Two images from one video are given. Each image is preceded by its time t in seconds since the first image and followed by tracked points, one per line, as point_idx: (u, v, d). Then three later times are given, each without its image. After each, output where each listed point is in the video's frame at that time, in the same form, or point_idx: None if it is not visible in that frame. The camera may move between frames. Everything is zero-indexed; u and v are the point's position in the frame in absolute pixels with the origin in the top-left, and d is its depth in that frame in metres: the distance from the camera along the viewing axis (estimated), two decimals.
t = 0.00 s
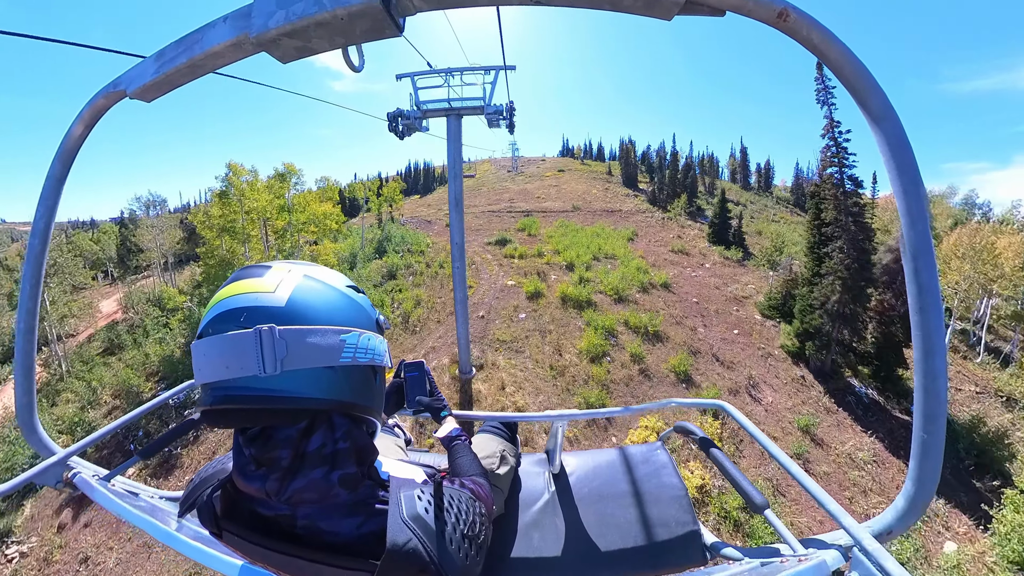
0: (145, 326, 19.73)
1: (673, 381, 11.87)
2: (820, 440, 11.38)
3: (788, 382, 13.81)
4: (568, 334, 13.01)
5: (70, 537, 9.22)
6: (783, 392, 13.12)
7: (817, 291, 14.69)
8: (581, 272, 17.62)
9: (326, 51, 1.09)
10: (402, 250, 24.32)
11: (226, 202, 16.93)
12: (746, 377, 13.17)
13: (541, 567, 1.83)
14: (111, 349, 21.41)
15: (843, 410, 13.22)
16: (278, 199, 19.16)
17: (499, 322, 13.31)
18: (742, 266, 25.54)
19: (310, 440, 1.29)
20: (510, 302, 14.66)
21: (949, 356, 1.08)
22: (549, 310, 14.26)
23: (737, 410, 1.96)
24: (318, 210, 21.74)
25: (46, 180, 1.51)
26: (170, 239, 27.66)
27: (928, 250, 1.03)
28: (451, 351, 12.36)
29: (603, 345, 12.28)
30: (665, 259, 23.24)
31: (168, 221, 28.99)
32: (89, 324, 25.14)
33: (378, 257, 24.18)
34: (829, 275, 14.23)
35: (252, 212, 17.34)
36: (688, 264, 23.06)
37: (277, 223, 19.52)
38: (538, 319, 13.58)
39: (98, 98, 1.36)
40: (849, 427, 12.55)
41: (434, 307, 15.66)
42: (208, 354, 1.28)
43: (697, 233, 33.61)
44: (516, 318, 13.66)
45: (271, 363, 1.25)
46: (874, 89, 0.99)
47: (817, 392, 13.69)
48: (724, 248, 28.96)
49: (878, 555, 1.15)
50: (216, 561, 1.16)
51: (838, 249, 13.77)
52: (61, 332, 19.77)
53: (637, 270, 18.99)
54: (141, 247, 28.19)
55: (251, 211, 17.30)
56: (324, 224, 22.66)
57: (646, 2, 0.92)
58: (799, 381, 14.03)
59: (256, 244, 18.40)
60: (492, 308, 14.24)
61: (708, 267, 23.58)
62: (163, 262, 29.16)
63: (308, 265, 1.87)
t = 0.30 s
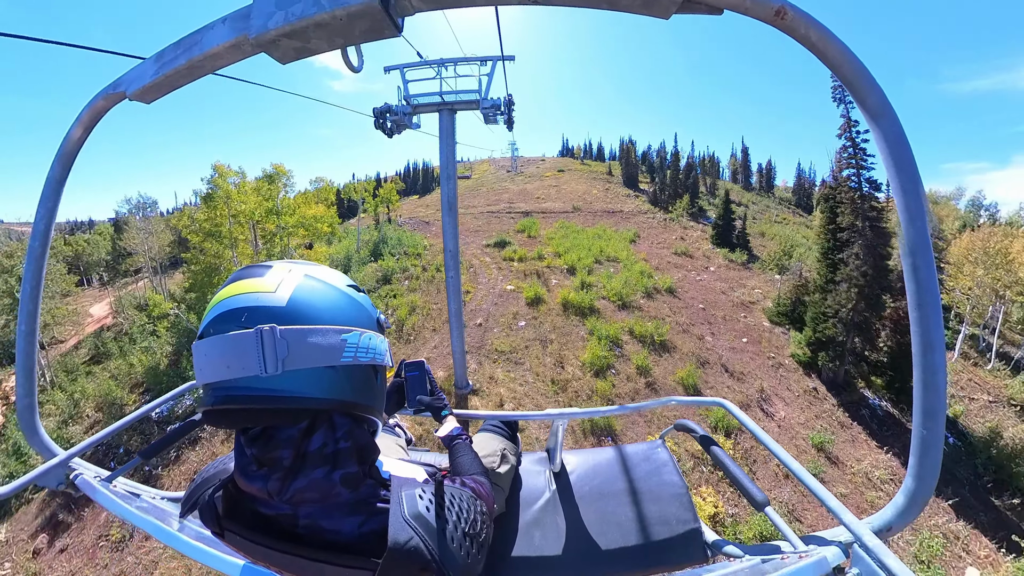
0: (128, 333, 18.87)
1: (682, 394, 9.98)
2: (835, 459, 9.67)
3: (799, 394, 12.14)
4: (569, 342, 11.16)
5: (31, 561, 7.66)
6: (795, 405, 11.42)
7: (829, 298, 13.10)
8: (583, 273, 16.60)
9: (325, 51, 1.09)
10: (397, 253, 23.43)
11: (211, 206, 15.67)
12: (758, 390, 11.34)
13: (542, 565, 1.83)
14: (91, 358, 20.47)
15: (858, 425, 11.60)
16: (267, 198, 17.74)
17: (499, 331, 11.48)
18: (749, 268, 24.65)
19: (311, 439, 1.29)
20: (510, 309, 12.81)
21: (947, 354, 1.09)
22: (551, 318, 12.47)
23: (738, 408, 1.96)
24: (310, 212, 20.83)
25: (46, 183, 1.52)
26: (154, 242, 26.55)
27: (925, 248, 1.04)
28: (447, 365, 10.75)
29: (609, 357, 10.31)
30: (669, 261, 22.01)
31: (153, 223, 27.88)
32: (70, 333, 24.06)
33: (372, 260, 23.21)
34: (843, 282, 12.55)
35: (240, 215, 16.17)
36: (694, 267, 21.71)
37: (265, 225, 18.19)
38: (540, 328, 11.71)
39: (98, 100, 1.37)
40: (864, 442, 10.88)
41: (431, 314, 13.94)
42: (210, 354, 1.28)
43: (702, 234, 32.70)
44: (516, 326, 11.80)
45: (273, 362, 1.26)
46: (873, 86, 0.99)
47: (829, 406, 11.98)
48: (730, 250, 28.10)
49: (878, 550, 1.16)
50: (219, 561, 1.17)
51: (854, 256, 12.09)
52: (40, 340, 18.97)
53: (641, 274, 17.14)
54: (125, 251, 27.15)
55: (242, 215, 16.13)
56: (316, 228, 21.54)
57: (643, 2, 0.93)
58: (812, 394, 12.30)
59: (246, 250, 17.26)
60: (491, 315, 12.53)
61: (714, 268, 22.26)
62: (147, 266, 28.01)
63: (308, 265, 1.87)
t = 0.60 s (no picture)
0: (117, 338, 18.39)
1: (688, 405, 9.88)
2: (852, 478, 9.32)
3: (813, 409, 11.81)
4: (573, 352, 11.15)
5: None
6: (808, 420, 11.16)
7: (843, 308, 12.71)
8: (585, 277, 16.48)
9: (326, 53, 1.10)
10: (395, 256, 23.19)
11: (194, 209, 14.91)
12: (770, 403, 11.13)
13: (543, 566, 1.83)
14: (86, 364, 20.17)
15: (873, 440, 11.31)
16: (251, 202, 16.96)
17: (496, 340, 11.61)
18: (754, 271, 24.47)
19: (311, 441, 1.29)
20: (509, 316, 12.93)
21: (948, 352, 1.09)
22: (551, 326, 12.43)
23: (738, 408, 1.96)
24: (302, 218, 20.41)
25: (47, 184, 1.52)
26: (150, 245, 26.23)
27: (925, 247, 1.04)
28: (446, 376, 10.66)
29: (614, 370, 10.23)
30: (672, 264, 21.75)
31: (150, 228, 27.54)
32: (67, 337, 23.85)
33: (368, 263, 22.93)
34: (858, 291, 12.21)
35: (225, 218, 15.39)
36: (697, 271, 21.48)
37: (253, 228, 17.03)
38: (540, 337, 11.75)
39: (98, 102, 1.37)
40: (878, 458, 10.65)
41: (425, 322, 13.91)
42: (209, 356, 1.28)
43: (704, 236, 32.43)
44: (515, 335, 11.88)
45: (271, 364, 1.26)
46: (872, 86, 0.99)
47: (843, 420, 11.77)
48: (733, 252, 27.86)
49: (877, 549, 1.16)
50: (219, 562, 1.16)
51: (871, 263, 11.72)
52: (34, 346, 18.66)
53: (645, 278, 17.10)
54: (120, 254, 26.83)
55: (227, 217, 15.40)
56: (298, 237, 20.33)
57: (642, 2, 0.93)
58: (825, 407, 12.06)
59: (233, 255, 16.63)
60: (489, 324, 12.55)
61: (718, 272, 22.15)
62: (143, 270, 27.67)
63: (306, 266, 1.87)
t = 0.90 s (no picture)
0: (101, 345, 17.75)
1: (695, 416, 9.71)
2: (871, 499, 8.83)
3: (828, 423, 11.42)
4: (579, 361, 10.96)
5: None
6: (824, 436, 10.80)
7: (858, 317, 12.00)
8: (587, 282, 16.35)
9: (324, 53, 1.09)
10: (393, 260, 22.92)
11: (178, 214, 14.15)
12: (783, 419, 10.78)
13: (544, 567, 1.82)
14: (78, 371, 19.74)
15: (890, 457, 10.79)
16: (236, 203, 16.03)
17: (495, 350, 11.22)
18: (759, 274, 24.27)
19: (310, 441, 1.29)
20: (508, 324, 12.62)
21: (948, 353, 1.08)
22: (553, 334, 12.08)
23: (737, 409, 1.96)
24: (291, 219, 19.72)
25: (45, 184, 1.52)
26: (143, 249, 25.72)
27: (926, 248, 1.04)
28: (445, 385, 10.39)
29: (619, 385, 9.76)
30: (677, 267, 21.57)
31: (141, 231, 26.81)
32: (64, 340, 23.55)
33: (363, 265, 22.67)
34: (876, 298, 11.52)
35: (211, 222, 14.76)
36: (703, 274, 21.34)
37: (239, 232, 15.70)
38: (540, 347, 11.34)
39: (96, 101, 1.37)
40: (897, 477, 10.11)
41: (419, 330, 13.68)
42: (207, 357, 1.28)
43: (706, 238, 32.24)
44: (514, 345, 11.46)
45: (270, 364, 1.25)
46: (872, 87, 1.00)
47: (859, 435, 11.30)
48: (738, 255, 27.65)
49: (877, 550, 1.16)
50: (219, 563, 1.16)
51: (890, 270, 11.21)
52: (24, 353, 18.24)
53: (648, 283, 16.97)
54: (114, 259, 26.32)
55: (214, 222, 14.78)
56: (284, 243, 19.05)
57: (642, 2, 0.93)
58: (839, 422, 11.60)
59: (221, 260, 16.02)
60: (487, 332, 12.17)
61: (723, 276, 21.95)
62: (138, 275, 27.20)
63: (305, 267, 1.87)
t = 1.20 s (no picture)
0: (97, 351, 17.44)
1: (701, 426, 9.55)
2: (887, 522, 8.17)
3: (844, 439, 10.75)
4: (582, 371, 10.79)
5: None
6: (839, 453, 10.12)
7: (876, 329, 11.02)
8: (590, 287, 16.26)
9: (322, 51, 1.09)
10: (394, 263, 22.67)
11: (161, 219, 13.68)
12: (796, 436, 10.21)
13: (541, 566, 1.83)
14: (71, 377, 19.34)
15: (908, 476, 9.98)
16: (223, 207, 15.69)
17: (493, 362, 10.99)
18: (764, 278, 24.12)
19: (305, 443, 1.28)
20: (507, 333, 12.43)
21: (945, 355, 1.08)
22: (555, 344, 11.85)
23: (735, 409, 1.96)
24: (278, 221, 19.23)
25: (42, 181, 1.51)
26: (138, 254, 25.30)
27: (924, 249, 1.04)
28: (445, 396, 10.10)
29: (626, 401, 9.58)
30: (681, 272, 21.46)
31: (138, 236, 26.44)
32: (57, 348, 23.12)
33: (357, 269, 22.49)
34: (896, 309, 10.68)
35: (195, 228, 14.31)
36: (708, 278, 21.26)
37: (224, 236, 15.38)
38: (541, 358, 11.13)
39: (92, 99, 1.36)
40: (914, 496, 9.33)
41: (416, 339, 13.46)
42: (201, 360, 1.27)
43: (709, 240, 32.11)
44: (514, 356, 11.26)
45: (263, 366, 1.25)
46: (869, 89, 1.00)
47: (874, 452, 10.47)
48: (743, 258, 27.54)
49: (874, 553, 1.16)
50: (215, 564, 1.15)
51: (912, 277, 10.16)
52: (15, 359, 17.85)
53: (655, 289, 16.83)
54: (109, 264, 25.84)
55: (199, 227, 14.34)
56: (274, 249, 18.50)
57: (644, 2, 0.92)
58: (854, 437, 10.85)
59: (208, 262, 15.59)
60: (485, 342, 12.01)
61: (727, 280, 21.83)
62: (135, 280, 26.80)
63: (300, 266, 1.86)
